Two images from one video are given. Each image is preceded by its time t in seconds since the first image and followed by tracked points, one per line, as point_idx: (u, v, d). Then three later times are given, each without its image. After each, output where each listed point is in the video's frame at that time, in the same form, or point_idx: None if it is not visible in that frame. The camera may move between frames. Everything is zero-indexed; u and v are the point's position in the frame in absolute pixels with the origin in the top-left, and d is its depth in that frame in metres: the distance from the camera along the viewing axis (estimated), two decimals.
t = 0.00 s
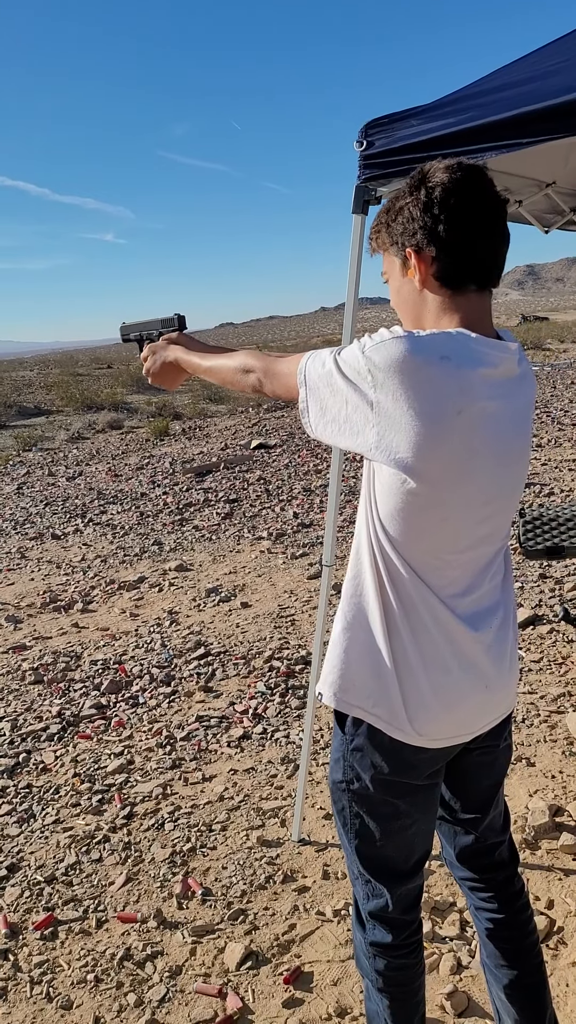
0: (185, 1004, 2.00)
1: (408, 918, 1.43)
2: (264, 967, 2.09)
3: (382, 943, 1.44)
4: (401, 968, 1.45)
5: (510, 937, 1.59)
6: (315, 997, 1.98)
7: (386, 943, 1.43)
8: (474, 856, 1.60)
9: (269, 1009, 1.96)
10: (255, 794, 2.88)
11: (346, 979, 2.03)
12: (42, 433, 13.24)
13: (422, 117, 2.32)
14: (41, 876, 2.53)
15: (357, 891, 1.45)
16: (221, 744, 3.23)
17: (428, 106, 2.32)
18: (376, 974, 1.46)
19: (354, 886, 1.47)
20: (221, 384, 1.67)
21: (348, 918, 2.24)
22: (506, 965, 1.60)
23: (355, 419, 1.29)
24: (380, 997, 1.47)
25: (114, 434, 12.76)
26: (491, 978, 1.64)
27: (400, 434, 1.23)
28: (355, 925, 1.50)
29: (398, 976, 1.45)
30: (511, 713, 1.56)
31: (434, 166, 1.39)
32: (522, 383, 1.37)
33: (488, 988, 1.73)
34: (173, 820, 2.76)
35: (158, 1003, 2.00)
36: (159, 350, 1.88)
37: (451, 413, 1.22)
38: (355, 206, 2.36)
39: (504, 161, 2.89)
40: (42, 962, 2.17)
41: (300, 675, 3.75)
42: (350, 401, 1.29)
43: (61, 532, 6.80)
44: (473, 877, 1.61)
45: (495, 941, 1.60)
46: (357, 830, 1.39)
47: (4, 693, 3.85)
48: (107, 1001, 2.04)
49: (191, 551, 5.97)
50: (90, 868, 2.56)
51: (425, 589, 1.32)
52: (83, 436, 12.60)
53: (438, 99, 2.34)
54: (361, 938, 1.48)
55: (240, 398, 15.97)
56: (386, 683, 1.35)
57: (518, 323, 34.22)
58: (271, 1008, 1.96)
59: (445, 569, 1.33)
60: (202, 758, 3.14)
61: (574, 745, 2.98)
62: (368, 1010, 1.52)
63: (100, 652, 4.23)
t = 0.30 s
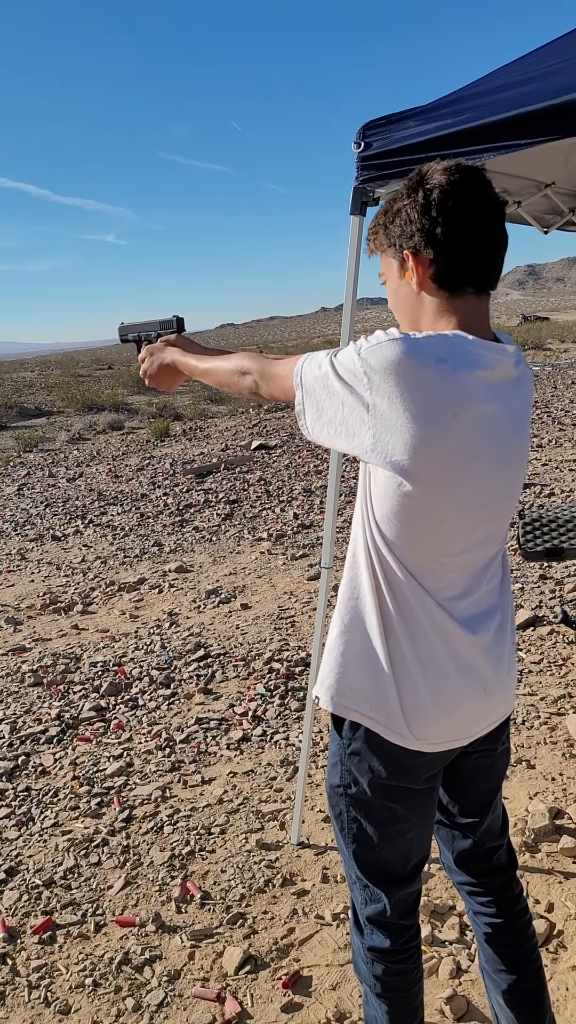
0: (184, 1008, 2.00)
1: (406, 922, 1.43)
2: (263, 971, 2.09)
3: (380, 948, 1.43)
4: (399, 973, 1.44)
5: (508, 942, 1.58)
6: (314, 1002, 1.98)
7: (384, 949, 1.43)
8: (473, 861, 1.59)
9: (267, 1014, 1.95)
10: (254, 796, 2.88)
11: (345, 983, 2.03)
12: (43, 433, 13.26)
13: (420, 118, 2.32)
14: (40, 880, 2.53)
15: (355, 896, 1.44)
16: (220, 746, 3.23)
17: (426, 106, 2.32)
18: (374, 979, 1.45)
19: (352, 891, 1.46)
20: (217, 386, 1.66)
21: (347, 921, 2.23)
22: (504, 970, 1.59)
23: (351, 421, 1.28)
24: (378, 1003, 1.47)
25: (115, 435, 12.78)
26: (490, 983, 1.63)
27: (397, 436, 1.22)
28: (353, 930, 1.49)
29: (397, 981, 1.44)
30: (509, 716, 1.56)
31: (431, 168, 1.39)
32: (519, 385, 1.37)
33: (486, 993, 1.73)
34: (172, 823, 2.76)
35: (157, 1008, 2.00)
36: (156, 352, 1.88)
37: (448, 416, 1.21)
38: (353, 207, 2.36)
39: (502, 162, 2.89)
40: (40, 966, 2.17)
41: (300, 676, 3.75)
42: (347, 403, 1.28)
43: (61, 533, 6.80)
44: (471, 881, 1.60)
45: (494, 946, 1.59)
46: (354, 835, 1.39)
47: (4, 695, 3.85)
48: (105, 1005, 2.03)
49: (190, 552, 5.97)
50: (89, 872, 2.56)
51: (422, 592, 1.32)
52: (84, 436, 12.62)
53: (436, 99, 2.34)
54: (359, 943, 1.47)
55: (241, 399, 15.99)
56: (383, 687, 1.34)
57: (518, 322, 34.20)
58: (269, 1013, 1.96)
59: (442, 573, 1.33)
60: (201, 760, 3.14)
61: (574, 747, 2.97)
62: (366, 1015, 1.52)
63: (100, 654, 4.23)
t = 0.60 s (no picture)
0: (184, 1012, 1.99)
1: (406, 925, 1.42)
2: (263, 974, 2.08)
3: (380, 951, 1.43)
4: (399, 976, 1.44)
5: (508, 945, 1.58)
6: (314, 1005, 1.97)
7: (384, 952, 1.43)
8: (472, 863, 1.59)
9: (267, 1017, 1.95)
10: (255, 798, 2.88)
11: (346, 985, 2.03)
12: (44, 433, 13.27)
13: (420, 119, 2.32)
14: (40, 882, 2.53)
15: (355, 899, 1.44)
16: (221, 748, 3.23)
17: (426, 107, 2.32)
18: (374, 982, 1.45)
19: (351, 893, 1.46)
20: (217, 389, 1.66)
21: (347, 924, 2.23)
22: (504, 973, 1.59)
23: (350, 423, 1.28)
24: (378, 1006, 1.46)
25: (116, 435, 12.80)
26: (490, 986, 1.63)
27: (396, 438, 1.22)
28: (353, 933, 1.49)
29: (396, 984, 1.44)
30: (509, 718, 1.55)
31: (431, 169, 1.39)
32: (518, 387, 1.37)
33: (486, 995, 1.73)
34: (172, 825, 2.76)
35: (157, 1010, 2.00)
36: (156, 355, 1.88)
37: (447, 417, 1.21)
38: (353, 208, 2.35)
39: (502, 162, 2.89)
40: (40, 969, 2.16)
41: (300, 677, 3.75)
42: (346, 405, 1.28)
43: (62, 534, 6.80)
44: (471, 884, 1.60)
45: (494, 949, 1.59)
46: (354, 838, 1.39)
47: (4, 696, 3.85)
48: (105, 1008, 2.03)
49: (191, 552, 5.98)
50: (89, 874, 2.55)
51: (422, 594, 1.32)
52: (85, 436, 12.64)
53: (436, 100, 2.34)
54: (359, 945, 1.47)
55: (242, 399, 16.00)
56: (383, 690, 1.34)
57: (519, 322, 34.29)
58: (269, 1015, 1.96)
59: (441, 575, 1.33)
60: (202, 762, 3.14)
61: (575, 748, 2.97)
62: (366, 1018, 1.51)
63: (100, 655, 4.23)
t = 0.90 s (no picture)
0: (186, 1014, 1.99)
1: (409, 928, 1.42)
2: (265, 976, 2.08)
3: (382, 953, 1.43)
4: (401, 979, 1.44)
5: (511, 947, 1.58)
6: (316, 1007, 1.97)
7: (386, 954, 1.42)
8: (475, 866, 1.58)
9: (269, 1019, 1.95)
10: (257, 799, 2.87)
11: (348, 987, 2.02)
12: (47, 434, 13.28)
13: (423, 119, 2.31)
14: (42, 882, 2.53)
15: (357, 901, 1.44)
16: (223, 749, 3.22)
17: (430, 107, 2.32)
18: (377, 984, 1.45)
19: (354, 896, 1.46)
20: (219, 390, 1.66)
21: (349, 926, 2.23)
22: (507, 976, 1.59)
23: (353, 424, 1.28)
24: (381, 1009, 1.46)
25: (119, 435, 12.82)
26: (493, 988, 1.63)
27: (398, 439, 1.22)
28: (356, 935, 1.48)
29: (399, 987, 1.44)
30: (512, 720, 1.55)
31: (434, 169, 1.38)
32: (521, 388, 1.37)
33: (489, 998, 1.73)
34: (174, 826, 2.76)
35: (159, 1012, 2.00)
36: (158, 356, 1.88)
37: (450, 418, 1.21)
38: (356, 208, 2.34)
39: (505, 163, 2.89)
40: (42, 970, 2.16)
41: (303, 678, 3.75)
42: (348, 406, 1.28)
43: (65, 534, 6.81)
44: (474, 886, 1.60)
45: (496, 951, 1.59)
46: (356, 840, 1.38)
47: (6, 696, 3.85)
48: (107, 1009, 2.03)
49: (194, 553, 5.98)
50: (91, 875, 2.55)
51: (425, 596, 1.31)
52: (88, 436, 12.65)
53: (439, 100, 2.33)
54: (361, 948, 1.47)
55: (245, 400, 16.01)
56: (386, 692, 1.34)
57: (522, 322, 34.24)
58: (271, 1017, 1.95)
59: (444, 577, 1.33)
60: (204, 763, 3.13)
61: None
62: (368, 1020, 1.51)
63: (103, 656, 4.23)
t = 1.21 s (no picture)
0: (188, 1014, 1.99)
1: (411, 929, 1.42)
2: (268, 977, 2.08)
3: (385, 954, 1.42)
4: (404, 980, 1.44)
5: (514, 948, 1.58)
6: (319, 1008, 1.97)
7: (389, 955, 1.42)
8: (478, 867, 1.58)
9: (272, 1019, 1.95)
10: (260, 799, 2.87)
11: (351, 988, 2.03)
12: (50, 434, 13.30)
13: (426, 120, 2.31)
14: (45, 882, 2.53)
15: (360, 902, 1.44)
16: (226, 749, 3.23)
17: (433, 108, 2.31)
18: (379, 985, 1.45)
19: (357, 896, 1.46)
20: (222, 390, 1.66)
21: (352, 927, 2.23)
22: (510, 977, 1.59)
23: (356, 425, 1.28)
24: (384, 1010, 1.46)
25: (122, 435, 12.83)
26: (496, 989, 1.63)
27: (402, 440, 1.22)
28: (358, 936, 1.48)
29: (402, 988, 1.44)
30: (515, 722, 1.55)
31: (438, 170, 1.38)
32: (525, 388, 1.37)
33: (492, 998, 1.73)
34: (177, 826, 2.76)
35: (161, 1012, 2.00)
36: (162, 356, 1.88)
37: (454, 419, 1.21)
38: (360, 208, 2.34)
39: (508, 163, 2.89)
40: (45, 971, 2.16)
41: (305, 678, 3.75)
42: (352, 407, 1.28)
43: (67, 534, 6.82)
44: (477, 887, 1.59)
45: (499, 952, 1.58)
46: (359, 841, 1.38)
47: (10, 696, 3.86)
48: (110, 1009, 2.03)
49: (196, 553, 5.98)
50: (94, 875, 2.56)
51: (428, 597, 1.31)
52: (91, 436, 12.66)
53: (443, 101, 2.33)
54: (365, 949, 1.47)
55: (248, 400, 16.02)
56: (389, 693, 1.34)
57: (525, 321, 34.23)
58: (274, 1018, 1.95)
59: (447, 578, 1.32)
60: (206, 763, 3.13)
61: None
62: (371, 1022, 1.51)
63: (105, 656, 4.23)
